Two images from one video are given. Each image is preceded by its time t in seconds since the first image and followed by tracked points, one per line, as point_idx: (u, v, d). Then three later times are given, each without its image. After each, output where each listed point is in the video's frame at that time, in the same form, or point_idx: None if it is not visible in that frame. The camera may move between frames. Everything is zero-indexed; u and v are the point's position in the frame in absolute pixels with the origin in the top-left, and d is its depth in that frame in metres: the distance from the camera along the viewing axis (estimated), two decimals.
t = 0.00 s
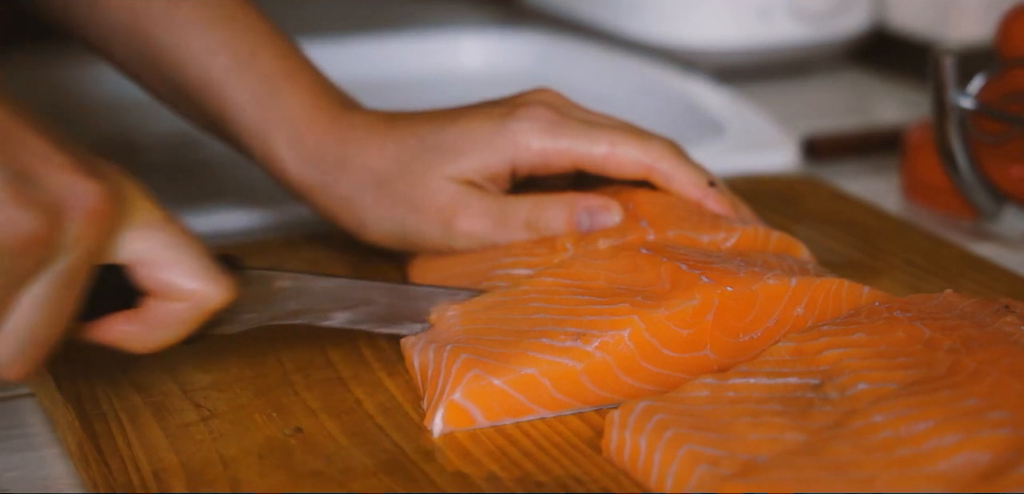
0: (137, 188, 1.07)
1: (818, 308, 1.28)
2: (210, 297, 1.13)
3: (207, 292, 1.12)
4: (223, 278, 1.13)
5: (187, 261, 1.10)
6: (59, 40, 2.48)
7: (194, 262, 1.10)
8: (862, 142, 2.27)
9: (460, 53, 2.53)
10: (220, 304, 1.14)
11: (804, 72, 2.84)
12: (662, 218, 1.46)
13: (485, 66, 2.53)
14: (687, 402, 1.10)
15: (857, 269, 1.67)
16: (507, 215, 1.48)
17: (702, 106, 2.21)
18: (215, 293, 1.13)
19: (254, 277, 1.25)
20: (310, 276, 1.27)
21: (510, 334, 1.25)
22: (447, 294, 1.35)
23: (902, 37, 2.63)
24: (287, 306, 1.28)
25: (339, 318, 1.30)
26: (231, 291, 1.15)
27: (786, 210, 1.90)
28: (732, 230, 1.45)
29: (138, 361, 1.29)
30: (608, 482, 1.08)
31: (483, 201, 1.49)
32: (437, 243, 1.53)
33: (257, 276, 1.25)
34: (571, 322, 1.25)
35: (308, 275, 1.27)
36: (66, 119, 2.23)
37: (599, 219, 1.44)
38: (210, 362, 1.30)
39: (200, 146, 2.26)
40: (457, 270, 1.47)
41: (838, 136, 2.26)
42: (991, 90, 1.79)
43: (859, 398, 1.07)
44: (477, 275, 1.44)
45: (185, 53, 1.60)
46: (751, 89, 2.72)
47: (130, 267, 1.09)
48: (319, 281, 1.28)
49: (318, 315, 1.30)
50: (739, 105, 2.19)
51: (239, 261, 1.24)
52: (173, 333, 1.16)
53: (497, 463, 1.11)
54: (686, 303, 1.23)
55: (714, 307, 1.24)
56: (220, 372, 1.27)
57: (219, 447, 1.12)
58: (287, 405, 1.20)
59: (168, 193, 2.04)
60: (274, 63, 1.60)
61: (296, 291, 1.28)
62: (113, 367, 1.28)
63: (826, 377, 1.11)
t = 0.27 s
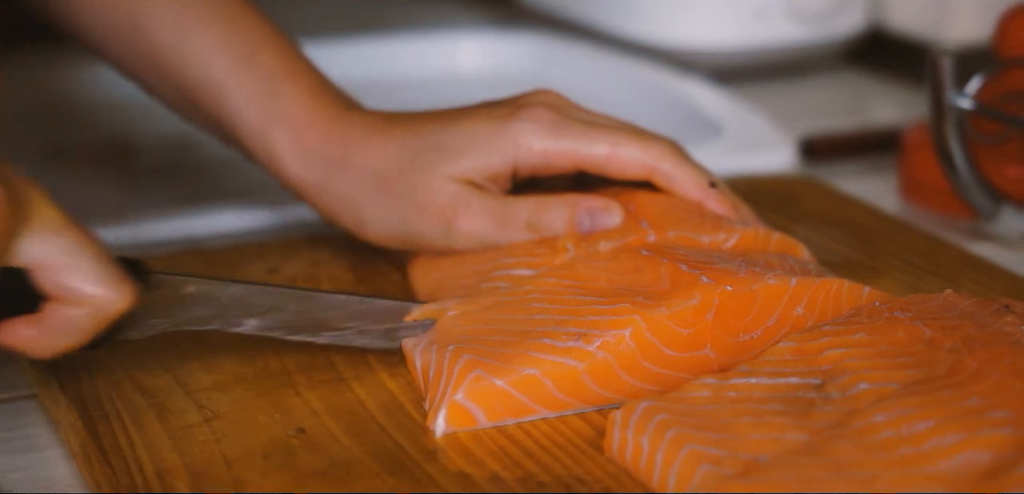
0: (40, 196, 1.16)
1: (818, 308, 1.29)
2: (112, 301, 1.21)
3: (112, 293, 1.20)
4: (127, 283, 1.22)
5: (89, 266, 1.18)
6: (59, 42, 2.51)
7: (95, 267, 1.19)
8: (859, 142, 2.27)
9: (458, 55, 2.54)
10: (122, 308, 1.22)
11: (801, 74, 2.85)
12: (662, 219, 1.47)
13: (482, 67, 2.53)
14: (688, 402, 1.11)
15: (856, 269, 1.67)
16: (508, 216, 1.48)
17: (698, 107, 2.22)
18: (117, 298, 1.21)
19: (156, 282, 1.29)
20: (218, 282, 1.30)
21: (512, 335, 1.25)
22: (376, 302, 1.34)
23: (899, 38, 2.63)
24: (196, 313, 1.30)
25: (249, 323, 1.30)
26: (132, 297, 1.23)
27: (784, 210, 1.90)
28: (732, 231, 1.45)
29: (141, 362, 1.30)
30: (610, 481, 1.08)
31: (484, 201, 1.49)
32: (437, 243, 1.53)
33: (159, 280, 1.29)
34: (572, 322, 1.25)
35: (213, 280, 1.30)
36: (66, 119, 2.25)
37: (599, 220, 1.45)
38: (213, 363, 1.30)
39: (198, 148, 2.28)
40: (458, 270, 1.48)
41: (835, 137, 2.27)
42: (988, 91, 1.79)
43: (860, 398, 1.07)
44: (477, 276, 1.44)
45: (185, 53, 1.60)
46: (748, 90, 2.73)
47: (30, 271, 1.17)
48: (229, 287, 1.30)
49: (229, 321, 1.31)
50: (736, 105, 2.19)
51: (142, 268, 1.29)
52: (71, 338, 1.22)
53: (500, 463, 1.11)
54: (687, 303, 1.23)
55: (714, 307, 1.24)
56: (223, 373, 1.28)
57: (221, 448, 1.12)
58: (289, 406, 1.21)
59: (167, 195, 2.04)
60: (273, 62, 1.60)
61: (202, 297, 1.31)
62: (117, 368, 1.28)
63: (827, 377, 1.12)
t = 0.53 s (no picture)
0: None
1: (818, 308, 1.29)
2: (28, 311, 1.18)
3: (28, 303, 1.18)
4: (44, 294, 1.19)
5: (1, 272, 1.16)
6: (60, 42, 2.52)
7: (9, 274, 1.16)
8: (856, 142, 2.28)
9: (456, 57, 2.54)
10: (38, 319, 1.19)
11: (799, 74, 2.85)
12: (662, 220, 1.47)
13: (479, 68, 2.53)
14: (689, 401, 1.11)
15: (856, 270, 1.68)
16: (510, 212, 1.48)
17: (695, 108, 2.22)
18: (33, 308, 1.18)
19: (82, 290, 1.29)
20: (144, 287, 1.31)
21: (512, 335, 1.25)
22: (303, 312, 1.32)
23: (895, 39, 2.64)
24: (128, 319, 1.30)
25: (173, 330, 1.28)
26: (51, 308, 1.20)
27: (782, 210, 1.91)
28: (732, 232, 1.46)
29: (143, 362, 1.30)
30: (611, 481, 1.08)
31: (487, 196, 1.49)
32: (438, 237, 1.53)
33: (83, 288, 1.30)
34: (573, 322, 1.25)
35: (141, 287, 1.31)
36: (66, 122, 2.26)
37: (599, 221, 1.45)
38: (214, 363, 1.30)
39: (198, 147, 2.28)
40: (458, 270, 1.48)
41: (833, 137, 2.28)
42: (986, 91, 1.80)
43: (861, 397, 1.07)
44: (477, 276, 1.44)
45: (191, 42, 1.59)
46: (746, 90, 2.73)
47: None
48: (155, 294, 1.31)
49: (154, 330, 1.29)
50: (732, 105, 2.19)
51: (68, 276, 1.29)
52: None
53: (501, 463, 1.12)
54: (688, 302, 1.24)
55: (714, 307, 1.25)
56: (224, 373, 1.28)
57: (223, 448, 1.12)
58: (290, 406, 1.21)
59: (166, 196, 2.05)
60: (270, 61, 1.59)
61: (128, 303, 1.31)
62: (118, 369, 1.28)
63: (828, 377, 1.12)
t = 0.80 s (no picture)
0: None
1: (817, 308, 1.29)
2: None
3: None
4: None
5: None
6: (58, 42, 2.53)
7: None
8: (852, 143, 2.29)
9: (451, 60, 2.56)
10: None
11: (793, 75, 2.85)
12: (661, 220, 1.47)
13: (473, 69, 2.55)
14: (690, 402, 1.11)
15: (854, 269, 1.68)
16: (522, 190, 1.50)
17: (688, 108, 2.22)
18: None
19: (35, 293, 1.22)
20: (96, 293, 1.22)
21: (513, 335, 1.25)
22: (262, 316, 1.27)
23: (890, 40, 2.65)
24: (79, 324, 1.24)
25: (127, 334, 1.25)
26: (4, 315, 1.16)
27: (779, 210, 1.91)
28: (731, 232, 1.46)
29: (145, 363, 1.30)
30: (612, 481, 1.09)
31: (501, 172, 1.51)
32: (446, 200, 1.55)
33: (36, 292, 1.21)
34: (573, 323, 1.26)
35: (93, 292, 1.22)
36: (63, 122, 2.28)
37: (608, 218, 1.44)
38: (215, 363, 1.30)
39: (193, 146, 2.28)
40: (458, 270, 1.48)
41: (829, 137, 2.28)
42: (982, 92, 1.80)
43: (862, 397, 1.08)
44: (477, 275, 1.44)
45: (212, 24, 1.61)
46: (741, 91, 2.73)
47: None
48: (109, 299, 1.23)
49: (108, 333, 1.25)
50: (727, 105, 2.19)
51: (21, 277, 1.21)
52: None
53: (503, 464, 1.12)
54: (688, 302, 1.24)
55: (714, 306, 1.25)
56: (225, 374, 1.28)
57: (225, 450, 1.12)
58: (291, 407, 1.21)
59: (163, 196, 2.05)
60: (280, 45, 1.59)
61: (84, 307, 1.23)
62: (118, 370, 1.28)
63: (828, 377, 1.12)
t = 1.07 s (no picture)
0: None
1: (817, 308, 1.30)
2: None
3: None
4: None
5: None
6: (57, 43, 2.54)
7: None
8: (848, 144, 2.27)
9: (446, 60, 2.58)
10: None
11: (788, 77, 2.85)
12: (660, 220, 1.47)
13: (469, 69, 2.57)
14: (690, 403, 1.11)
15: (853, 268, 1.68)
16: (563, 150, 1.43)
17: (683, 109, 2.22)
18: None
19: (29, 298, 1.23)
20: (91, 298, 1.22)
21: (514, 337, 1.25)
22: (257, 320, 1.27)
23: (886, 40, 2.65)
24: (75, 328, 1.24)
25: (122, 340, 1.24)
26: None
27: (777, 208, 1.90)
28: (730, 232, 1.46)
29: (144, 365, 1.30)
30: (613, 483, 1.09)
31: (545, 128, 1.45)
32: (484, 150, 1.48)
33: (31, 297, 1.22)
34: (574, 324, 1.26)
35: (88, 297, 1.22)
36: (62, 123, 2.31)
37: (646, 189, 1.37)
38: (215, 365, 1.30)
39: (189, 144, 2.29)
40: (458, 270, 1.48)
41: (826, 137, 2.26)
42: (979, 93, 1.80)
43: (862, 399, 1.08)
44: (476, 276, 1.44)
45: None
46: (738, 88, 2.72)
47: None
48: (104, 304, 1.23)
49: (103, 338, 1.24)
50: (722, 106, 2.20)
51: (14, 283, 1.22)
52: None
53: (504, 466, 1.12)
54: (687, 303, 1.24)
55: (714, 307, 1.25)
56: (225, 376, 1.28)
57: (226, 453, 1.12)
58: (292, 409, 1.21)
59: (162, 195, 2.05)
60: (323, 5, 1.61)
61: (78, 312, 1.23)
62: (119, 373, 1.28)
63: (828, 378, 1.13)
